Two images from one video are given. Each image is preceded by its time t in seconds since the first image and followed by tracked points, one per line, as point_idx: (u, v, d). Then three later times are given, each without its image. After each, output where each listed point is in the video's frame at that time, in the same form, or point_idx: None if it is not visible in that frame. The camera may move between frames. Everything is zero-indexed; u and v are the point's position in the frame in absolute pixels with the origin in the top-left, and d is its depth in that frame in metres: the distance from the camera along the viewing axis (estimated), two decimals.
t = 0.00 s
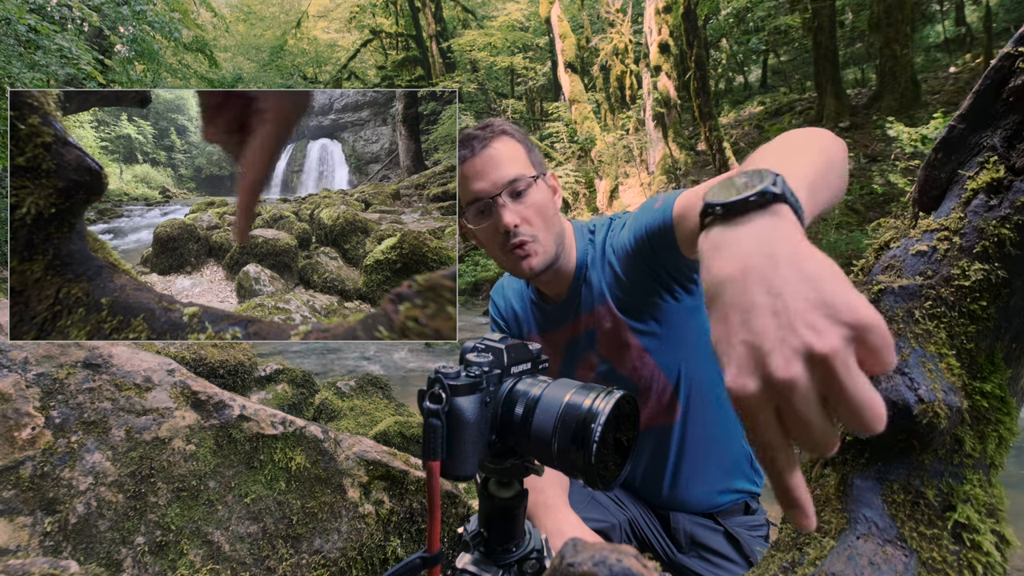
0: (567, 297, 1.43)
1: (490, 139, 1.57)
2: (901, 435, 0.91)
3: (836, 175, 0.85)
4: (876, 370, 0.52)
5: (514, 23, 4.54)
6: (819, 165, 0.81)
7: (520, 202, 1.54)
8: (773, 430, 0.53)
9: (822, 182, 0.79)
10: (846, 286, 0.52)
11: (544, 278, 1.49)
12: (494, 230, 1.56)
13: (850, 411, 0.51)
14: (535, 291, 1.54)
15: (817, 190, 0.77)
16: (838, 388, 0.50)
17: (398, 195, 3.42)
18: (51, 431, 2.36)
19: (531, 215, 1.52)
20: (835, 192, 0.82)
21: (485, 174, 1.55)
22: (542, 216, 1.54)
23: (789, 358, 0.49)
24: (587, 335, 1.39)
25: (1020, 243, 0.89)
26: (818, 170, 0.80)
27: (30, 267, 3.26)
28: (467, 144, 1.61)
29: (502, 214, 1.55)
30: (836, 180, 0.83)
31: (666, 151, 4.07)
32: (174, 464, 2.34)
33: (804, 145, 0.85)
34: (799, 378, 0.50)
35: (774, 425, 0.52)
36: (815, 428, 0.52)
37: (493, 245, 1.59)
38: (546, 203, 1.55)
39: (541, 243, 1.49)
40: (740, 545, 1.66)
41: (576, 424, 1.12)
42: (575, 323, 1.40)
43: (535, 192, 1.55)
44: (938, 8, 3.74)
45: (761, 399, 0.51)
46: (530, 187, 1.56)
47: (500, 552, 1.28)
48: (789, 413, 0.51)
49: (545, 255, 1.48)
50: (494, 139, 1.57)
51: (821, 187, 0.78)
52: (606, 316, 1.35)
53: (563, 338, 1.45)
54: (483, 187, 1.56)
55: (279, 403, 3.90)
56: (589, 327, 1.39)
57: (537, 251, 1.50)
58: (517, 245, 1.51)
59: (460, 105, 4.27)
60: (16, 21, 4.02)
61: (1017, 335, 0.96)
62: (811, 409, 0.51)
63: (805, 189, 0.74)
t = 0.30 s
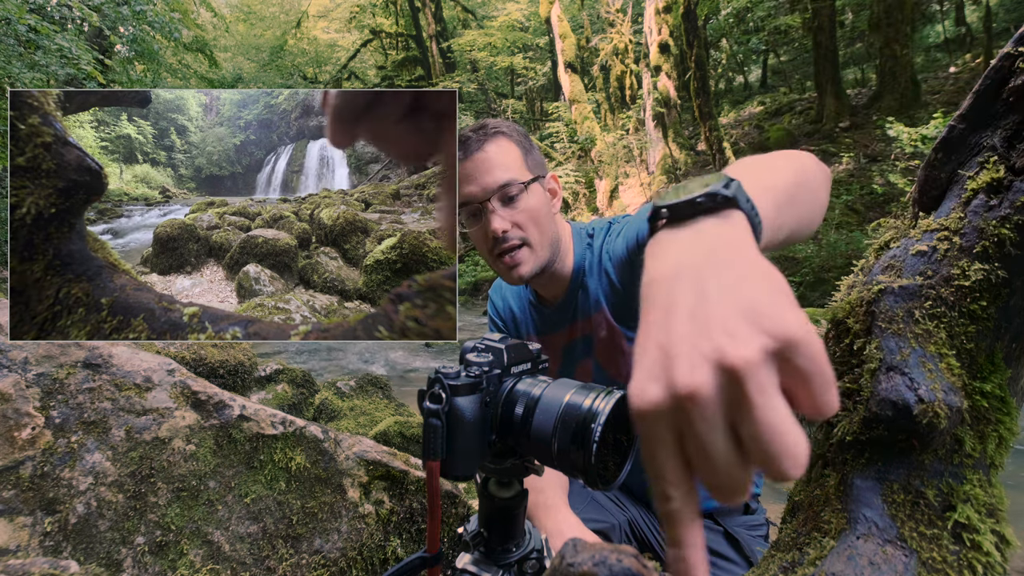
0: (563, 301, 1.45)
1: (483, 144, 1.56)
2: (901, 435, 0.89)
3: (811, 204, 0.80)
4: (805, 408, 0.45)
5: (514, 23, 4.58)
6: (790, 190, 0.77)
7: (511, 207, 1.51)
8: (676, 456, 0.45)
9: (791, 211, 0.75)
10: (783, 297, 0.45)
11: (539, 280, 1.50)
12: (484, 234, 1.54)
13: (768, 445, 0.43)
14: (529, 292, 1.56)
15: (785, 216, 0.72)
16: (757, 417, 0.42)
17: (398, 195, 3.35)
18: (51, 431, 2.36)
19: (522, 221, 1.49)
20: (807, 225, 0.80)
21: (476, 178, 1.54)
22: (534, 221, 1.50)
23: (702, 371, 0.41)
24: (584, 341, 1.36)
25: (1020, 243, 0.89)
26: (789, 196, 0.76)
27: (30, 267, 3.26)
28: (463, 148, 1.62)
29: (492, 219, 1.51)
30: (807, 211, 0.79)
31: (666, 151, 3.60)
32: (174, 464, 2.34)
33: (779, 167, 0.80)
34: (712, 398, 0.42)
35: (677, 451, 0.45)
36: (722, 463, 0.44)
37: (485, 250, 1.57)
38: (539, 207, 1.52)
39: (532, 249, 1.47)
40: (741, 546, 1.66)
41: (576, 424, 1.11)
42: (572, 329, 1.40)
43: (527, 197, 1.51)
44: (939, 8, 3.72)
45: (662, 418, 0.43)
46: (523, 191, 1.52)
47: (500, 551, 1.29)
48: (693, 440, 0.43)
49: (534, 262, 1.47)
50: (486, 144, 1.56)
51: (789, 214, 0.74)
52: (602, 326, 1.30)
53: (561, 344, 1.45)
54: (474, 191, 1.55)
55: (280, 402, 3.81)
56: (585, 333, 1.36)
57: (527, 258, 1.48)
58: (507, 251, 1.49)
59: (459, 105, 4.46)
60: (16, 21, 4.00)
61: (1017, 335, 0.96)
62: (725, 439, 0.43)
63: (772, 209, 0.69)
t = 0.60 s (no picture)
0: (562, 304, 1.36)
1: (478, 148, 1.52)
2: (901, 435, 0.89)
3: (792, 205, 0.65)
4: (743, 396, 0.38)
5: (514, 23, 4.59)
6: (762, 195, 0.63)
7: (503, 211, 1.44)
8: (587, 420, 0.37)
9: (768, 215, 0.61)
10: (732, 269, 0.38)
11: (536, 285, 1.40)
12: (477, 239, 1.49)
13: (684, 410, 0.34)
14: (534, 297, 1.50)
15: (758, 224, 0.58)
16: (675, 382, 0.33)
17: (398, 195, 3.43)
18: (51, 431, 2.35)
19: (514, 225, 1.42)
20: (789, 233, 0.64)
21: (471, 182, 1.50)
22: (527, 225, 1.43)
23: (630, 312, 0.34)
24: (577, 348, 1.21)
25: (1021, 243, 0.89)
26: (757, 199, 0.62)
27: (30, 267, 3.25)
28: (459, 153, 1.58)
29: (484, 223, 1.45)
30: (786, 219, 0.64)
31: (666, 151, 3.98)
32: (174, 464, 2.33)
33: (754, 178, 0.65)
34: (636, 348, 0.33)
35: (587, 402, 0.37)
36: (643, 440, 0.35)
37: (479, 255, 1.51)
38: (533, 211, 1.45)
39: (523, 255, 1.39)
40: (740, 545, 1.66)
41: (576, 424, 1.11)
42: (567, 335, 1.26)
43: (521, 201, 1.45)
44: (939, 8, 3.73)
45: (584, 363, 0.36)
46: (517, 195, 1.46)
47: (500, 551, 1.29)
48: (607, 396, 0.35)
49: (525, 266, 1.38)
50: (481, 147, 1.52)
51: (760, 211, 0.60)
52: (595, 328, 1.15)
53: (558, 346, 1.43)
54: (468, 195, 1.51)
55: (280, 402, 3.67)
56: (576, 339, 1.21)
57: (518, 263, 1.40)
58: (498, 257, 1.41)
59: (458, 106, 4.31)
60: (16, 21, 3.94)
61: (1017, 335, 0.96)
62: (644, 402, 0.34)
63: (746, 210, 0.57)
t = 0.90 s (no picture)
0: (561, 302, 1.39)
1: (481, 144, 1.51)
2: (901, 435, 0.89)
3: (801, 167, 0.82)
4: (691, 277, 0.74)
5: (514, 23, 4.63)
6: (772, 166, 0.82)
7: (506, 209, 1.47)
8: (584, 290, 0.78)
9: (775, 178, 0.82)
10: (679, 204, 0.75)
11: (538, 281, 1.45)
12: (478, 236, 1.51)
13: (648, 277, 0.73)
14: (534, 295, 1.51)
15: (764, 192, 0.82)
16: (647, 262, 0.72)
17: (398, 195, 3.44)
18: (51, 431, 2.35)
19: (517, 224, 1.45)
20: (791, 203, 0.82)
21: (473, 180, 1.50)
22: (530, 223, 1.46)
23: (614, 230, 0.75)
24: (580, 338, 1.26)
25: (1020, 243, 0.90)
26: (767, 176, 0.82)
27: (30, 267, 3.26)
28: (462, 147, 1.56)
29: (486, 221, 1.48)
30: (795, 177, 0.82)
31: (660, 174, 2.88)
32: (174, 464, 2.33)
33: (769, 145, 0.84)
34: (619, 242, 0.74)
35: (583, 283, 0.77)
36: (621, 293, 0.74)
37: (480, 250, 1.55)
38: (537, 210, 1.47)
39: (526, 253, 1.45)
40: (741, 545, 1.66)
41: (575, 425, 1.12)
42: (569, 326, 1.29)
43: (524, 199, 1.47)
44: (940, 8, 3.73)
45: (584, 254, 0.76)
46: (520, 194, 1.48)
47: (500, 551, 1.29)
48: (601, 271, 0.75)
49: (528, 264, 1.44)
50: (485, 144, 1.51)
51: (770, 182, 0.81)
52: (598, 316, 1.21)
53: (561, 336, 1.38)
54: (470, 192, 1.51)
55: (281, 401, 3.70)
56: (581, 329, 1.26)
57: (520, 260, 1.46)
58: (501, 253, 1.46)
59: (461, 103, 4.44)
60: (16, 21, 3.95)
61: (1016, 335, 0.96)
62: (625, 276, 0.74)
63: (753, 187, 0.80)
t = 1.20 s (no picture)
0: (567, 301, 1.44)
1: (486, 143, 1.52)
2: (901, 435, 0.89)
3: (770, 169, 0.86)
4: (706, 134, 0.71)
5: (514, 23, 4.52)
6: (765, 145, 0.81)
7: (511, 208, 1.48)
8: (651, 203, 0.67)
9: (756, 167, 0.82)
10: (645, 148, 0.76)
11: (540, 280, 1.47)
12: (483, 235, 1.52)
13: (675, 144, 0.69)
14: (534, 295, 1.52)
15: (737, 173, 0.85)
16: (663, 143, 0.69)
17: (398, 195, 3.43)
18: (51, 431, 2.35)
19: (522, 222, 1.47)
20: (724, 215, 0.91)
21: (477, 178, 1.51)
22: (535, 221, 1.48)
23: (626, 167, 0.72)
24: (588, 336, 1.42)
25: (1020, 243, 0.89)
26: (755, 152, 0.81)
27: (30, 267, 3.25)
28: (465, 146, 1.57)
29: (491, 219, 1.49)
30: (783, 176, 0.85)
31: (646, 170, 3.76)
32: (174, 464, 2.33)
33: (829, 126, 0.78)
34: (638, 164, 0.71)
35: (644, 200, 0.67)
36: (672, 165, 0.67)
37: (483, 248, 1.56)
38: (541, 208, 1.49)
39: (531, 251, 1.46)
40: (741, 545, 1.63)
41: (576, 424, 1.13)
42: (578, 325, 1.43)
43: (528, 198, 1.49)
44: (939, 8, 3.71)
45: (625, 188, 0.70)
46: (524, 192, 1.50)
47: (500, 551, 1.29)
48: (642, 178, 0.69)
49: (533, 262, 1.45)
50: (489, 143, 1.52)
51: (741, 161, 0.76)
52: (609, 315, 1.36)
53: (560, 340, 1.48)
54: (474, 191, 1.52)
55: (281, 401, 3.68)
56: (590, 328, 1.41)
57: (525, 258, 1.47)
58: (505, 251, 1.48)
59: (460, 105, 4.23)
60: (16, 21, 3.93)
61: (1017, 335, 0.96)
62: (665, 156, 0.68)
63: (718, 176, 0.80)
